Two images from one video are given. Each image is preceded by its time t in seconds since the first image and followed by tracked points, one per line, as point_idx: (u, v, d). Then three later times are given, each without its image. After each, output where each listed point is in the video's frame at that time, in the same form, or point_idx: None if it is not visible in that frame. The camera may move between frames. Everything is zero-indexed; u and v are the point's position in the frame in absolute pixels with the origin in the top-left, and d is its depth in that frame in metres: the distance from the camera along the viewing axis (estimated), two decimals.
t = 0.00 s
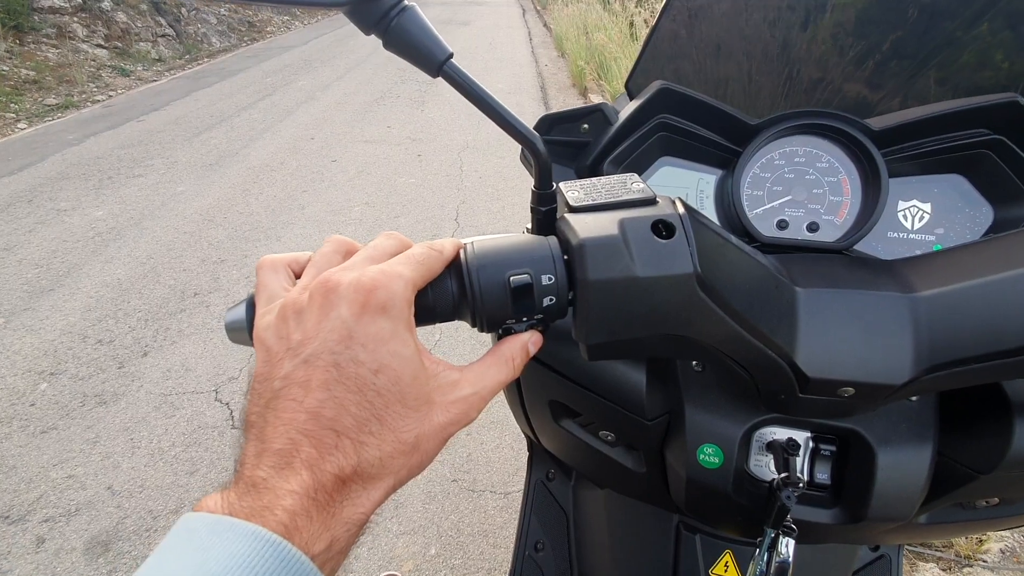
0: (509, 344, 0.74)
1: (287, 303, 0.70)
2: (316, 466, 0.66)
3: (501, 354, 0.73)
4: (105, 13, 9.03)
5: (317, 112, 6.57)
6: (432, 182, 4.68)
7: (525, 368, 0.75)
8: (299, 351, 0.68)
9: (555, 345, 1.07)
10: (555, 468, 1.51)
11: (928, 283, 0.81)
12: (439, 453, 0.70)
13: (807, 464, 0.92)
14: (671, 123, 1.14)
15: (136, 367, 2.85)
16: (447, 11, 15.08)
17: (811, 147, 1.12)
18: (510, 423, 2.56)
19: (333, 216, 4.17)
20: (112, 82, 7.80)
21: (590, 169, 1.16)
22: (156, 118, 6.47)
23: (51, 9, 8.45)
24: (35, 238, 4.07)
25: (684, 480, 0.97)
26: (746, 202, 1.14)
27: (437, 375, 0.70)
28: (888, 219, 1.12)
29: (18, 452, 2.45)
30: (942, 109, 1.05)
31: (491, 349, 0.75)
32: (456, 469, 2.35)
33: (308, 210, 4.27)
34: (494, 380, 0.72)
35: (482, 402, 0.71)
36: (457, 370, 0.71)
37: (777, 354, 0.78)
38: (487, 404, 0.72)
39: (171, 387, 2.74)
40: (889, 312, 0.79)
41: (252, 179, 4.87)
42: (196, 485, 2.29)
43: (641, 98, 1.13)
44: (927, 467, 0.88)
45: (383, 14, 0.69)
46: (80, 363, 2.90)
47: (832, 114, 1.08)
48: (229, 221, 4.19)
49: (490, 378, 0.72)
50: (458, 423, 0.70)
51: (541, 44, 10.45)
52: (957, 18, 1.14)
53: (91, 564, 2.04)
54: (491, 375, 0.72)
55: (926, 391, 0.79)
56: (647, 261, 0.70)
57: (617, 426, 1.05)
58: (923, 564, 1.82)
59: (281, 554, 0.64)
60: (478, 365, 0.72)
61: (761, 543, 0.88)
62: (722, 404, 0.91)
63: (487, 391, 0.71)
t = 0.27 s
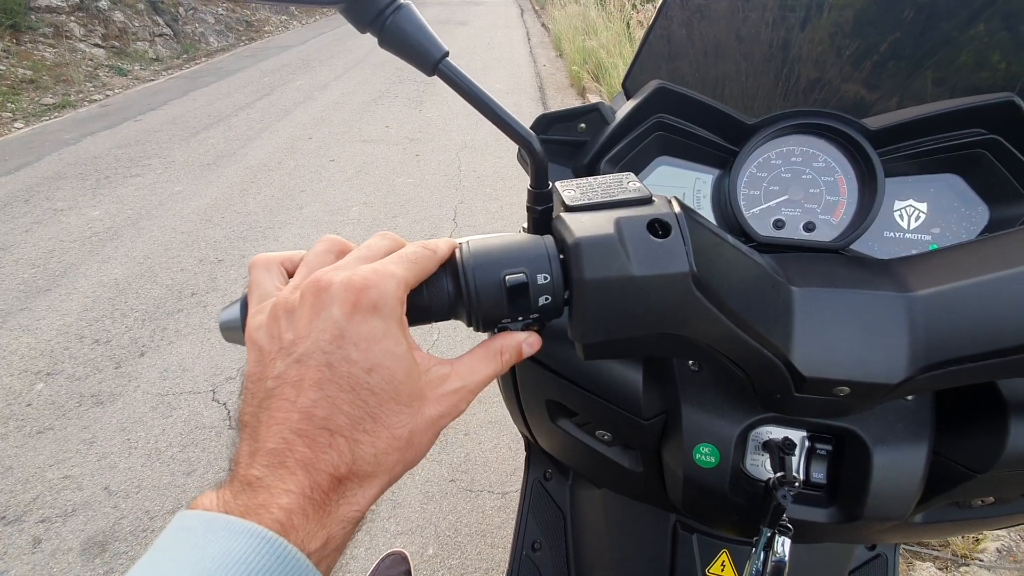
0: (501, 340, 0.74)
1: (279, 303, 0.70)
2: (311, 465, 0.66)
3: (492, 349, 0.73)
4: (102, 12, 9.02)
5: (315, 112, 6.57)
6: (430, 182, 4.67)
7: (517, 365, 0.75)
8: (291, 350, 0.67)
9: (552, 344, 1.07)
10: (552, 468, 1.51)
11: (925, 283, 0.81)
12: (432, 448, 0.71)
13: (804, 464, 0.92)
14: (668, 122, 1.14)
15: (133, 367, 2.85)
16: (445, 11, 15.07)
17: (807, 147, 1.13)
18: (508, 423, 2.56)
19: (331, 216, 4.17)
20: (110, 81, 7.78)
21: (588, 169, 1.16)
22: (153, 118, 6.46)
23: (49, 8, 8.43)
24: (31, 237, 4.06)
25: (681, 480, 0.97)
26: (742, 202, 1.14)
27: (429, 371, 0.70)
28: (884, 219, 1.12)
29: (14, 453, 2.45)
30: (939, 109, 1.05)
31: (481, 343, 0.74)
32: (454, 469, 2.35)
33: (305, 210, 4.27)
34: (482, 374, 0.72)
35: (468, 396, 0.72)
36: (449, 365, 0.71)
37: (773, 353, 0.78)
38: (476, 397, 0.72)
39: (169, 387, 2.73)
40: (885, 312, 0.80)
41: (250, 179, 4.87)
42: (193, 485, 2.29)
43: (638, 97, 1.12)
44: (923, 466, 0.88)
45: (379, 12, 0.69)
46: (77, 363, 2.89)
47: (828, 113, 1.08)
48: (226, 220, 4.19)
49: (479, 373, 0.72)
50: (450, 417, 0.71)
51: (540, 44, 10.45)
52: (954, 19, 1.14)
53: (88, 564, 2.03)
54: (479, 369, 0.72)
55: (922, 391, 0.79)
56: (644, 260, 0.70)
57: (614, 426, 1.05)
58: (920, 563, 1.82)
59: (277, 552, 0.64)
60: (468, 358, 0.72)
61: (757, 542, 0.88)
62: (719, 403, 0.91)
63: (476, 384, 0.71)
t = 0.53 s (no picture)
0: (503, 338, 0.75)
1: (279, 303, 0.71)
2: (315, 459, 0.67)
3: (492, 347, 0.74)
4: (101, 12, 9.01)
5: (314, 112, 6.57)
6: (429, 182, 4.68)
7: (516, 364, 0.75)
8: (291, 348, 0.68)
9: (549, 345, 1.07)
10: (550, 468, 1.52)
11: (918, 285, 0.82)
12: (434, 440, 0.71)
13: (798, 464, 0.93)
14: (665, 125, 1.15)
15: (132, 368, 2.85)
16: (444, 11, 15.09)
17: (803, 149, 1.14)
18: (507, 423, 2.57)
19: (329, 216, 4.17)
20: (108, 81, 7.78)
21: (585, 171, 1.17)
22: (152, 118, 6.46)
23: (47, 7, 8.43)
24: (30, 238, 4.06)
25: (677, 480, 0.97)
26: (738, 204, 1.15)
27: (429, 364, 0.71)
28: (878, 221, 1.13)
29: (13, 453, 2.45)
30: (933, 112, 1.06)
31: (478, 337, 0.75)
32: (452, 469, 2.35)
33: (304, 210, 4.28)
34: (482, 369, 0.72)
35: (465, 393, 0.72)
36: (449, 359, 0.72)
37: (768, 355, 0.79)
38: (473, 393, 0.72)
39: (168, 387, 2.74)
40: (879, 313, 0.80)
41: (249, 179, 4.87)
42: (192, 485, 2.30)
43: (635, 100, 1.13)
44: (916, 466, 0.89)
45: (378, 16, 0.70)
46: (76, 363, 2.89)
47: (823, 116, 1.09)
48: (225, 221, 4.19)
49: (478, 368, 0.72)
50: (451, 409, 0.72)
51: (539, 45, 10.47)
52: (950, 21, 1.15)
53: (87, 564, 2.04)
54: (478, 367, 0.72)
55: (914, 391, 0.80)
56: (639, 263, 0.71)
57: (611, 426, 1.06)
58: (916, 563, 1.83)
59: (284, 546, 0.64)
60: (467, 352, 0.73)
61: (752, 542, 0.89)
62: (714, 404, 0.92)
63: (474, 379, 0.72)
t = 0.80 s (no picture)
0: (501, 346, 0.74)
1: (277, 305, 0.71)
2: (305, 467, 0.66)
3: (491, 354, 0.74)
4: (100, 12, 9.01)
5: (314, 112, 6.57)
6: (429, 182, 4.68)
7: (515, 370, 0.75)
8: (287, 352, 0.68)
9: (548, 347, 1.07)
10: (549, 469, 1.51)
11: (919, 285, 0.82)
12: (428, 452, 0.71)
13: (799, 466, 0.92)
14: (665, 125, 1.14)
15: (130, 368, 2.85)
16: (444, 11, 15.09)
17: (803, 149, 1.13)
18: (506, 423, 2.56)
19: (329, 216, 4.17)
20: (107, 81, 7.77)
21: (585, 171, 1.16)
22: (151, 117, 6.46)
23: (46, 7, 8.42)
24: (29, 238, 4.05)
25: (677, 482, 0.97)
26: (739, 204, 1.15)
27: (425, 373, 0.70)
28: (879, 222, 1.13)
29: (11, 453, 2.45)
30: (934, 111, 1.05)
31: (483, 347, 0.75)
32: (452, 470, 2.35)
33: (304, 210, 4.27)
34: (482, 378, 0.72)
35: (468, 402, 0.72)
36: (445, 368, 0.71)
37: (769, 356, 0.78)
38: (474, 403, 0.72)
39: (167, 387, 2.73)
40: (880, 314, 0.80)
41: (248, 179, 4.87)
42: (191, 486, 2.29)
43: (635, 100, 1.13)
44: (918, 467, 0.88)
45: (375, 16, 0.69)
46: (74, 363, 2.89)
47: (824, 116, 1.08)
48: (225, 221, 4.18)
49: (477, 377, 0.72)
50: (446, 421, 0.71)
51: (539, 45, 10.47)
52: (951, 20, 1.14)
53: (85, 565, 2.03)
54: (477, 375, 0.72)
55: (915, 393, 0.80)
56: (639, 263, 0.70)
57: (611, 428, 1.05)
58: (917, 563, 1.83)
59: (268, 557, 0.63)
60: (467, 362, 0.72)
61: (754, 544, 0.88)
62: (715, 405, 0.92)
63: (473, 390, 0.71)
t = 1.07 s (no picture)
0: (504, 334, 0.73)
1: (280, 308, 0.70)
2: (310, 471, 0.66)
3: (494, 344, 0.72)
4: (100, 11, 9.00)
5: (314, 111, 6.56)
6: (429, 182, 4.67)
7: (522, 359, 0.73)
8: (291, 356, 0.67)
9: (549, 346, 1.06)
10: (550, 469, 1.51)
11: (922, 284, 0.81)
12: (435, 452, 0.70)
13: (802, 466, 0.92)
14: (666, 124, 1.14)
15: (130, 368, 2.84)
16: (444, 11, 15.08)
17: (806, 148, 1.13)
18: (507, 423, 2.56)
19: (329, 215, 4.16)
20: (107, 80, 7.76)
21: (586, 170, 1.16)
22: (151, 117, 6.45)
23: (46, 7, 8.41)
24: (29, 237, 4.05)
25: (679, 482, 0.96)
26: (741, 203, 1.14)
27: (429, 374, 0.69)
28: (882, 221, 1.12)
29: (11, 453, 2.44)
30: (937, 110, 1.05)
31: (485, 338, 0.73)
32: (452, 470, 2.34)
33: (304, 210, 4.27)
34: (485, 371, 0.71)
35: (473, 399, 0.71)
36: (450, 367, 0.70)
37: (772, 356, 0.78)
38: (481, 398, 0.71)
39: (166, 387, 2.73)
40: (882, 313, 0.80)
41: (248, 178, 4.86)
42: (191, 486, 2.29)
43: (637, 98, 1.12)
44: (921, 467, 0.88)
45: (376, 14, 0.69)
46: (74, 363, 2.88)
47: (826, 114, 1.08)
48: (225, 220, 4.18)
49: (482, 372, 0.71)
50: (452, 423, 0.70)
51: (539, 44, 10.45)
52: (952, 20, 1.14)
53: (85, 565, 2.02)
54: (482, 368, 0.71)
55: (919, 393, 0.79)
56: (642, 263, 0.70)
57: (612, 428, 1.05)
58: (918, 563, 1.82)
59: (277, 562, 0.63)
60: (469, 359, 0.71)
61: (756, 545, 0.88)
62: (717, 404, 0.91)
63: (479, 386, 0.70)
